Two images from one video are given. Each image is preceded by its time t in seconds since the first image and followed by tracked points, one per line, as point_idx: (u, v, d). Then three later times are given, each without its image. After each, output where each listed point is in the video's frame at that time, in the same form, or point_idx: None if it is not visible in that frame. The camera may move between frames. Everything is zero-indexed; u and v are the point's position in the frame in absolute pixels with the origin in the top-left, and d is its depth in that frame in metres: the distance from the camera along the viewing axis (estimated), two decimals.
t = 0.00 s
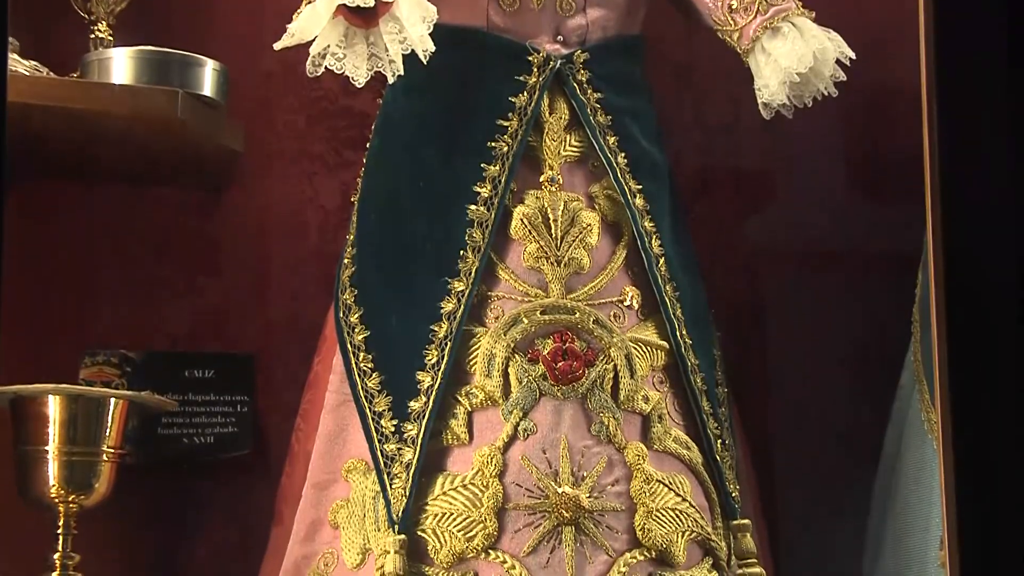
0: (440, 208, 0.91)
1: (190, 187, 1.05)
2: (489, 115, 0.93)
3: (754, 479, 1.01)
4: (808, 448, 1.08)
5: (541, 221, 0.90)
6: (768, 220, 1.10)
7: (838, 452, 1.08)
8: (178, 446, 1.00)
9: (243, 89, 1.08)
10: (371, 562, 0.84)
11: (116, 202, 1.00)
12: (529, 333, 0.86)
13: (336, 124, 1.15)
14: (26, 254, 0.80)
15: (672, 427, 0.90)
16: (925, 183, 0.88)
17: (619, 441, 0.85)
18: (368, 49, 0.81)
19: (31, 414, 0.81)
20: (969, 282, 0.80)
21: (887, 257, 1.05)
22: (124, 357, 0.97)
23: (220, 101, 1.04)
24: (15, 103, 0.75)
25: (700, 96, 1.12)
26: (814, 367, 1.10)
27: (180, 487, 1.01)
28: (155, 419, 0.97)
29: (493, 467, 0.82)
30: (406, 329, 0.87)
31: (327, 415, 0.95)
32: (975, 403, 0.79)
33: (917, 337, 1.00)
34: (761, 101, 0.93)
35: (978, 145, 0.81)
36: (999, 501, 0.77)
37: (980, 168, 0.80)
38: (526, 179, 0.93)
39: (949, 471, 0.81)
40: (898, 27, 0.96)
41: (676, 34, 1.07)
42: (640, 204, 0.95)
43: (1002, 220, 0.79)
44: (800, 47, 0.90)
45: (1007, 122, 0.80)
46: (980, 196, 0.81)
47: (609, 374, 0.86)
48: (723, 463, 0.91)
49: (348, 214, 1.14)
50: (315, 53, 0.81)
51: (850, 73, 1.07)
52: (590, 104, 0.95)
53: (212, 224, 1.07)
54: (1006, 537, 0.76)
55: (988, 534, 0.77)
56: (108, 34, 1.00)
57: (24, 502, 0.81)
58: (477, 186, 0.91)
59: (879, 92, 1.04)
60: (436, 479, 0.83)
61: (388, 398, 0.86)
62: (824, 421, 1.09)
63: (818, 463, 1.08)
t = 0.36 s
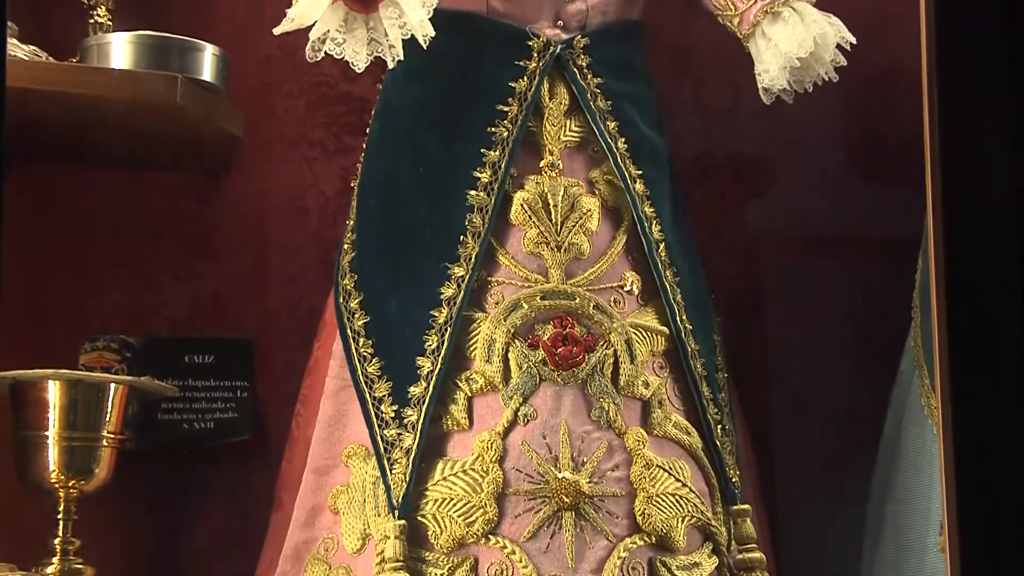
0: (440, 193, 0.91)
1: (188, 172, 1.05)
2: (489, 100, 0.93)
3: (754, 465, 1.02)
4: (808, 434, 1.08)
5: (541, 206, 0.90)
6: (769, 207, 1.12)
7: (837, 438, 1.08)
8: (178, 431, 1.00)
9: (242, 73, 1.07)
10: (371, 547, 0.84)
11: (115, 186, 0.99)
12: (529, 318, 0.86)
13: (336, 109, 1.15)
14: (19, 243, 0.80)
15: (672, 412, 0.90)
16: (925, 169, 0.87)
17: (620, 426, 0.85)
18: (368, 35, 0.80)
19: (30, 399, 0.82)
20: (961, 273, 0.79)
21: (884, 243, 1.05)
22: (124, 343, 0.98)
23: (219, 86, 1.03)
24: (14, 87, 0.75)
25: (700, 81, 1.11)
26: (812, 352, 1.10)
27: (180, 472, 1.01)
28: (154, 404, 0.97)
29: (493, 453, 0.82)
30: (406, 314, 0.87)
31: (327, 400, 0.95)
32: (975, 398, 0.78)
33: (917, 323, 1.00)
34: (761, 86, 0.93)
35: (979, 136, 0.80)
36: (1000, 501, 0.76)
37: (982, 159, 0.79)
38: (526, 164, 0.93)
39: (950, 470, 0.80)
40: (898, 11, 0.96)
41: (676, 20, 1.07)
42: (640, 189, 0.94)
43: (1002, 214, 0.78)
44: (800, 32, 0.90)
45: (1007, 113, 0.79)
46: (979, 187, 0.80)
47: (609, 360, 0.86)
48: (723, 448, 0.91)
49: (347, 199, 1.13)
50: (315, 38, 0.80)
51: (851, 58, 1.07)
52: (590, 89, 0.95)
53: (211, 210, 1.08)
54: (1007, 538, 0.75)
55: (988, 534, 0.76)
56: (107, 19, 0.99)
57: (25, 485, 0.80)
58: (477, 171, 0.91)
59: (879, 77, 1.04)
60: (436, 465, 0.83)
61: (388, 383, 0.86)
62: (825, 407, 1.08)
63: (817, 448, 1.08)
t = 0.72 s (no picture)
0: (440, 182, 0.90)
1: (188, 162, 1.05)
2: (489, 89, 0.93)
3: (754, 453, 1.02)
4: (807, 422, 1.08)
5: (541, 195, 0.90)
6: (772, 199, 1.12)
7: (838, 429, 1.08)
8: (178, 421, 1.00)
9: (242, 59, 1.06)
10: (371, 536, 0.84)
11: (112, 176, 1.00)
12: (528, 307, 0.86)
13: (333, 98, 1.15)
14: (13, 231, 0.80)
15: (672, 401, 0.90)
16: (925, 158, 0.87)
17: (619, 415, 0.85)
18: (367, 23, 0.80)
19: (31, 389, 0.83)
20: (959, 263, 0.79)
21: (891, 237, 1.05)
22: (124, 331, 0.98)
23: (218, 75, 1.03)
24: (14, 76, 0.75)
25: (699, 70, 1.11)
26: (812, 341, 1.10)
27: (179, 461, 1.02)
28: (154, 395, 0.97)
29: (492, 442, 0.81)
30: (406, 303, 0.87)
31: (327, 389, 0.95)
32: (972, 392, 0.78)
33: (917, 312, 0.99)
34: (761, 75, 0.93)
35: (983, 126, 0.79)
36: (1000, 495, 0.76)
37: (984, 150, 0.79)
38: (526, 153, 0.92)
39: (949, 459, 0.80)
40: None
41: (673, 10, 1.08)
42: (640, 178, 0.94)
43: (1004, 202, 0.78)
44: (800, 21, 0.89)
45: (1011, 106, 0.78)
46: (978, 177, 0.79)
47: (609, 349, 0.86)
48: (723, 437, 0.91)
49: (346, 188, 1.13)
50: (315, 27, 0.80)
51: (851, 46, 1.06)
52: (589, 78, 0.94)
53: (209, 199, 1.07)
54: (1004, 533, 0.75)
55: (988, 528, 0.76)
56: (105, 7, 0.99)
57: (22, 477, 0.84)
58: (477, 160, 0.90)
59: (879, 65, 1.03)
60: (436, 454, 0.82)
61: (387, 372, 0.85)
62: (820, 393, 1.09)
63: (817, 437, 1.08)
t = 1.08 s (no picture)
0: (440, 173, 0.90)
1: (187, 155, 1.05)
2: (489, 81, 0.92)
3: (753, 443, 1.02)
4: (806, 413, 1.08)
5: (541, 186, 0.90)
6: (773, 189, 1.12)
7: (838, 421, 1.08)
8: (177, 412, 1.01)
9: (242, 51, 1.06)
10: (371, 527, 0.84)
11: (110, 169, 1.01)
12: (528, 298, 0.86)
13: (332, 88, 1.14)
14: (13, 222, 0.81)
15: (672, 392, 0.89)
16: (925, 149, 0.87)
17: (619, 407, 0.85)
18: (366, 14, 0.80)
19: (30, 380, 0.83)
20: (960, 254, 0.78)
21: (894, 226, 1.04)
22: (124, 323, 1.00)
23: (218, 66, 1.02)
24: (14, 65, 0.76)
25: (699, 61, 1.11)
26: (810, 332, 1.11)
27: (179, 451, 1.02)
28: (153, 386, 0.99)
29: (492, 433, 0.81)
30: (406, 295, 0.87)
31: (327, 379, 0.95)
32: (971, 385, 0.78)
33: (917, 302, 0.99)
34: (761, 66, 0.93)
35: (982, 119, 0.79)
36: (998, 489, 0.76)
37: (983, 144, 0.78)
38: (526, 144, 0.92)
39: (949, 450, 0.80)
40: None
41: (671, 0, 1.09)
42: (640, 169, 0.94)
43: (1004, 195, 0.78)
44: (800, 12, 0.89)
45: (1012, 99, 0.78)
46: (978, 169, 0.79)
47: (609, 340, 0.86)
48: (723, 428, 0.91)
49: (346, 180, 1.13)
50: (314, 18, 0.79)
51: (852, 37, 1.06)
52: (589, 69, 0.94)
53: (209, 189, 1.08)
54: (995, 524, 0.76)
55: (986, 523, 0.76)
56: None
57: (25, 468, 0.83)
58: (476, 151, 0.90)
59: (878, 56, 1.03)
60: (436, 445, 0.83)
61: (387, 363, 0.85)
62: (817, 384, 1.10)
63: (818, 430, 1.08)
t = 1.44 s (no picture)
0: (440, 166, 0.90)
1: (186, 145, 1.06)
2: (489, 74, 0.92)
3: (753, 435, 1.02)
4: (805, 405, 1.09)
5: (541, 178, 0.90)
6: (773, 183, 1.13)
7: (838, 413, 1.08)
8: (177, 404, 1.02)
9: (242, 44, 1.06)
10: (371, 520, 0.84)
11: (110, 161, 1.02)
12: (528, 291, 0.86)
13: (332, 82, 1.14)
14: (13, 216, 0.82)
15: (672, 385, 0.89)
16: (925, 142, 0.87)
17: (619, 400, 0.85)
18: (367, 7, 0.80)
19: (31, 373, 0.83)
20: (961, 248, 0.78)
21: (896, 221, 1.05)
22: (123, 316, 1.01)
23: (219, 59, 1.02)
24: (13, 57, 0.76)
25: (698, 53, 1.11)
26: (811, 326, 1.11)
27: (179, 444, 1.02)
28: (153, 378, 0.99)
29: (492, 426, 0.81)
30: (406, 287, 0.87)
31: (327, 372, 0.95)
32: (971, 382, 0.78)
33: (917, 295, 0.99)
34: (761, 59, 0.92)
35: (982, 113, 0.78)
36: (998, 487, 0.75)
37: (985, 141, 0.78)
38: (526, 137, 0.92)
39: (949, 447, 0.79)
40: None
41: None
42: (640, 161, 0.94)
43: (1003, 194, 0.77)
44: (800, 4, 0.88)
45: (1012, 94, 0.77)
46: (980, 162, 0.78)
47: (609, 333, 0.86)
48: (723, 421, 0.91)
49: (346, 173, 1.13)
50: (314, 10, 0.79)
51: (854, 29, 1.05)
52: (589, 61, 0.94)
53: (209, 181, 1.08)
54: (995, 524, 0.75)
55: (986, 522, 0.76)
56: None
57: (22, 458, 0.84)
58: (477, 144, 0.90)
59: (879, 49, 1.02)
60: (436, 438, 0.82)
61: (387, 356, 0.85)
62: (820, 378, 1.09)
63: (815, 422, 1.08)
